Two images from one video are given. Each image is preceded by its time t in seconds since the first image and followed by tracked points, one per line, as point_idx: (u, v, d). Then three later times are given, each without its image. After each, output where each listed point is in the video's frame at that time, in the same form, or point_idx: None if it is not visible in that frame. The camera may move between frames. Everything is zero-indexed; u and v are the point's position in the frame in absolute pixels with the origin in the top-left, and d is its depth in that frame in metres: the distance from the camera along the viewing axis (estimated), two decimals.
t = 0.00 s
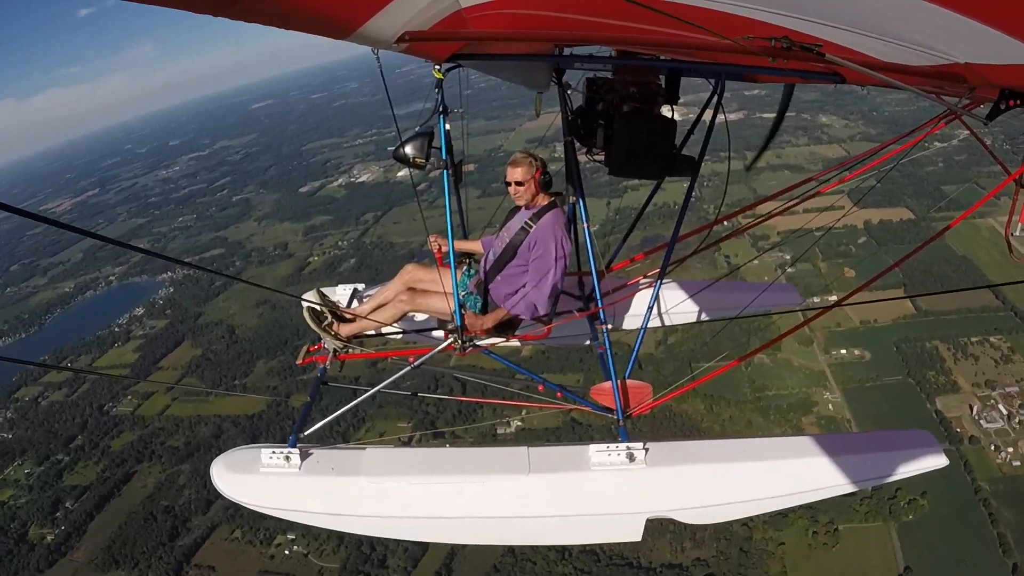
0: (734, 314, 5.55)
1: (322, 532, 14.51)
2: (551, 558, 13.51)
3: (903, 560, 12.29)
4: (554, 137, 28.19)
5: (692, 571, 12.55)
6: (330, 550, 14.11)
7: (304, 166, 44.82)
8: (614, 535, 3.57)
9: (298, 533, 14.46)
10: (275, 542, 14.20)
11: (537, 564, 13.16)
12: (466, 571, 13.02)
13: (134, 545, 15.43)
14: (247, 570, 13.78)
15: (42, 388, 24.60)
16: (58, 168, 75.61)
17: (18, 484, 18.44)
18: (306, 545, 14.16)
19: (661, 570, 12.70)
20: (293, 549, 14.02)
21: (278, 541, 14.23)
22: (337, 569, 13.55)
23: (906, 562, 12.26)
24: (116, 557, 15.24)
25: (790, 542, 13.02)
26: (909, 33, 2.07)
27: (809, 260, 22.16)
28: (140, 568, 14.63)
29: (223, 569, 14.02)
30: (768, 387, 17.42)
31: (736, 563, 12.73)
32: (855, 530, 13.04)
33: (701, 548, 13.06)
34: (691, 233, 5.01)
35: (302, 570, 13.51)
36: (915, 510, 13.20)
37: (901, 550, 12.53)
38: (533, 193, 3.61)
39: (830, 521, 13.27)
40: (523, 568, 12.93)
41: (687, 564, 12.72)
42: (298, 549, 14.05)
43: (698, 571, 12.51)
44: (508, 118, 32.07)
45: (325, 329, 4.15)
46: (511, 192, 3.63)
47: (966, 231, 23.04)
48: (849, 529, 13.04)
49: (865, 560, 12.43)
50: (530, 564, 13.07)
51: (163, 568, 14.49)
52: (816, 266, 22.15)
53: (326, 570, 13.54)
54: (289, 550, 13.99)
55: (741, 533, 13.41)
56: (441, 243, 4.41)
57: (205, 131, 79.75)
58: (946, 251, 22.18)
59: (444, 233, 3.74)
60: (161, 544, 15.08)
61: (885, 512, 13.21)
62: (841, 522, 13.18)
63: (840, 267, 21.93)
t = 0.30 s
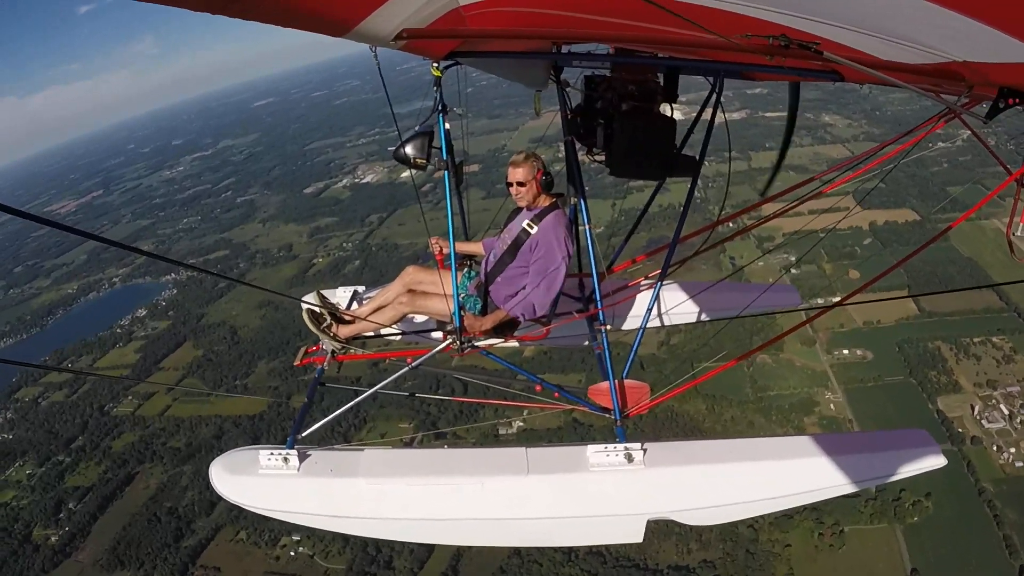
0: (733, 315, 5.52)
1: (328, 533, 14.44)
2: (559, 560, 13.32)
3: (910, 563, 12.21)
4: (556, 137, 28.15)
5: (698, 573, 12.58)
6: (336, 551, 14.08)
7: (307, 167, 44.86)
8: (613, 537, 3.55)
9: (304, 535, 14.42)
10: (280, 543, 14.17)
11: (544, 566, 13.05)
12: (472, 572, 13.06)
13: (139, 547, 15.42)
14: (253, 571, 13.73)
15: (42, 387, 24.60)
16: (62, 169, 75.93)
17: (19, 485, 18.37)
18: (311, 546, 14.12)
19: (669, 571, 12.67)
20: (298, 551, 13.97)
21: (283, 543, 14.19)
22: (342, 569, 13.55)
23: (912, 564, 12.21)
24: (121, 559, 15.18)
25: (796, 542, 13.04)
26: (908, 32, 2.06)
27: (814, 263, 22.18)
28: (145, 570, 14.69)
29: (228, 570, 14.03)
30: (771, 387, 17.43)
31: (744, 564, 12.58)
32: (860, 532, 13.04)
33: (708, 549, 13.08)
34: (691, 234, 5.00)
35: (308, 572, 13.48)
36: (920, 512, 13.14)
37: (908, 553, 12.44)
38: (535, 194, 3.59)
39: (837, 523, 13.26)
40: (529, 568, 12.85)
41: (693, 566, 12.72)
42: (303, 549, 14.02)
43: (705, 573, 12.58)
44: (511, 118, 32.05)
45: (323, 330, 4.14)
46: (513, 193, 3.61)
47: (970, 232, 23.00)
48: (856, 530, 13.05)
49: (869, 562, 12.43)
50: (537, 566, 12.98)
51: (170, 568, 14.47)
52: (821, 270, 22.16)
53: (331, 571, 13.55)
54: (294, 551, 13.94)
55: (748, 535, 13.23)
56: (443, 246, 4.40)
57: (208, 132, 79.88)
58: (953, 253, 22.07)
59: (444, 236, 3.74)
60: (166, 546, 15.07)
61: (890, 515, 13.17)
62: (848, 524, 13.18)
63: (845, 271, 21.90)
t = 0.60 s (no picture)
0: (734, 314, 5.52)
1: (330, 533, 14.50)
2: (563, 557, 13.36)
3: (914, 561, 12.19)
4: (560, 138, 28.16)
5: (703, 571, 12.56)
6: (339, 550, 14.12)
7: (311, 168, 45.00)
8: (612, 536, 3.56)
9: (306, 534, 14.48)
10: (284, 542, 14.24)
11: (548, 563, 13.15)
12: (475, 570, 13.00)
13: (141, 545, 15.49)
14: (258, 570, 13.77)
15: (46, 389, 24.77)
16: (66, 168, 76.31)
17: (22, 485, 18.51)
18: (314, 545, 14.18)
19: (673, 569, 12.65)
20: (302, 549, 14.05)
21: (286, 542, 14.25)
22: (346, 568, 13.54)
23: (916, 562, 12.18)
24: (124, 556, 15.25)
25: (799, 541, 13.03)
26: (906, 32, 2.06)
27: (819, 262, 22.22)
28: (148, 568, 14.74)
29: (231, 569, 14.06)
30: (776, 385, 17.42)
31: (748, 563, 12.59)
32: (864, 531, 13.02)
33: (712, 548, 13.11)
34: (691, 234, 5.00)
35: (312, 570, 13.53)
36: (923, 511, 13.11)
37: (911, 551, 12.42)
38: (534, 194, 3.60)
39: (840, 521, 13.19)
40: (533, 568, 12.92)
41: (698, 564, 12.71)
42: (306, 548, 14.08)
43: (709, 572, 12.56)
44: (514, 119, 32.10)
45: (324, 330, 4.15)
46: (512, 193, 3.62)
47: (975, 235, 22.94)
48: (859, 529, 13.02)
49: (873, 561, 12.41)
50: (542, 564, 13.07)
51: (173, 564, 14.52)
52: (826, 267, 22.15)
53: (335, 570, 13.54)
54: (297, 550, 14.02)
55: (750, 535, 13.28)
56: (442, 245, 4.40)
57: (212, 132, 80.19)
58: (958, 255, 21.98)
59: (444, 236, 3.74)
60: (167, 544, 15.11)
61: (893, 513, 13.12)
62: (851, 523, 13.11)
63: (850, 269, 21.85)
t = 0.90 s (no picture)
0: (735, 314, 5.51)
1: (332, 533, 14.48)
2: (565, 559, 13.39)
3: (916, 564, 12.21)
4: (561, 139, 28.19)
5: (707, 572, 12.52)
6: (340, 550, 14.09)
7: (312, 168, 45.07)
8: (612, 536, 3.56)
9: (308, 533, 14.46)
10: (285, 542, 14.21)
11: (551, 564, 13.12)
12: (478, 571, 13.03)
13: (143, 545, 15.53)
14: (260, 570, 13.74)
15: (49, 391, 24.78)
16: (67, 169, 76.47)
17: (24, 486, 18.60)
18: (316, 545, 14.12)
19: (677, 570, 12.63)
20: (303, 549, 14.01)
21: (288, 541, 14.23)
22: (347, 568, 13.52)
23: (919, 564, 12.21)
24: (125, 557, 15.29)
25: (803, 541, 12.98)
26: (908, 32, 2.05)
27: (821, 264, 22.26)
28: (149, 569, 14.73)
29: (233, 570, 14.04)
30: (781, 387, 17.40)
31: (750, 564, 12.63)
32: (866, 532, 12.99)
33: (715, 548, 13.04)
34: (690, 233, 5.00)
35: (312, 570, 13.51)
36: (925, 512, 13.08)
37: (913, 554, 12.43)
38: (531, 195, 3.60)
39: (842, 522, 13.18)
40: (536, 568, 12.88)
41: (701, 565, 12.69)
42: (308, 548, 14.03)
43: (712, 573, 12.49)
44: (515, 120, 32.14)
45: (324, 332, 4.15)
46: (510, 194, 3.62)
47: (976, 235, 22.92)
48: (861, 531, 12.99)
49: (876, 562, 12.41)
50: (544, 565, 13.01)
51: (176, 565, 14.52)
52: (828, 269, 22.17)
53: (337, 570, 13.49)
54: (299, 550, 13.98)
55: (754, 534, 13.30)
56: (441, 246, 4.40)
57: (213, 132, 80.34)
58: (959, 256, 21.96)
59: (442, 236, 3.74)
60: (169, 545, 15.12)
61: (896, 514, 13.09)
62: (854, 524, 13.11)
63: (851, 269, 21.76)
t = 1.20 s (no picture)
0: (733, 313, 5.52)
1: (337, 533, 14.45)
2: (570, 559, 13.36)
3: (921, 564, 12.17)
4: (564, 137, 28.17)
5: (710, 573, 12.52)
6: (346, 551, 14.11)
7: (316, 165, 45.10)
8: (614, 537, 3.56)
9: (313, 535, 14.40)
10: (290, 543, 14.22)
11: (556, 565, 13.13)
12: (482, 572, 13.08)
13: (146, 546, 15.56)
14: (263, 571, 13.74)
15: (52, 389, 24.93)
16: (72, 166, 76.64)
17: (29, 485, 18.71)
18: (321, 545, 14.13)
19: (681, 571, 12.59)
20: (308, 549, 14.00)
21: (292, 543, 14.22)
22: (350, 569, 13.53)
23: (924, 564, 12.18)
24: (129, 558, 15.35)
25: (809, 543, 12.96)
26: (911, 31, 2.04)
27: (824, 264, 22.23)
28: (154, 569, 14.81)
29: (238, 570, 14.06)
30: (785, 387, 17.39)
31: (756, 565, 12.55)
32: (870, 532, 12.99)
33: (720, 550, 13.03)
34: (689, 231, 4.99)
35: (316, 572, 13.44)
36: (932, 512, 13.07)
37: (919, 552, 12.41)
38: (531, 192, 3.60)
39: (848, 522, 13.20)
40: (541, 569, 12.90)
41: (706, 566, 12.68)
42: (312, 548, 14.02)
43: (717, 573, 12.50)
44: (519, 119, 32.12)
45: (323, 332, 4.14)
46: (509, 191, 3.62)
47: (980, 234, 22.87)
48: (866, 531, 12.99)
49: (881, 563, 12.38)
50: (549, 566, 13.03)
51: (181, 565, 14.58)
52: (831, 268, 22.13)
53: (341, 571, 13.48)
54: (302, 552, 13.95)
55: (759, 535, 13.27)
56: (439, 245, 4.41)
57: (217, 130, 80.49)
58: (962, 255, 21.91)
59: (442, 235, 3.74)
60: (174, 545, 15.17)
61: (902, 514, 13.06)
62: (860, 524, 13.12)
63: (854, 269, 21.76)
